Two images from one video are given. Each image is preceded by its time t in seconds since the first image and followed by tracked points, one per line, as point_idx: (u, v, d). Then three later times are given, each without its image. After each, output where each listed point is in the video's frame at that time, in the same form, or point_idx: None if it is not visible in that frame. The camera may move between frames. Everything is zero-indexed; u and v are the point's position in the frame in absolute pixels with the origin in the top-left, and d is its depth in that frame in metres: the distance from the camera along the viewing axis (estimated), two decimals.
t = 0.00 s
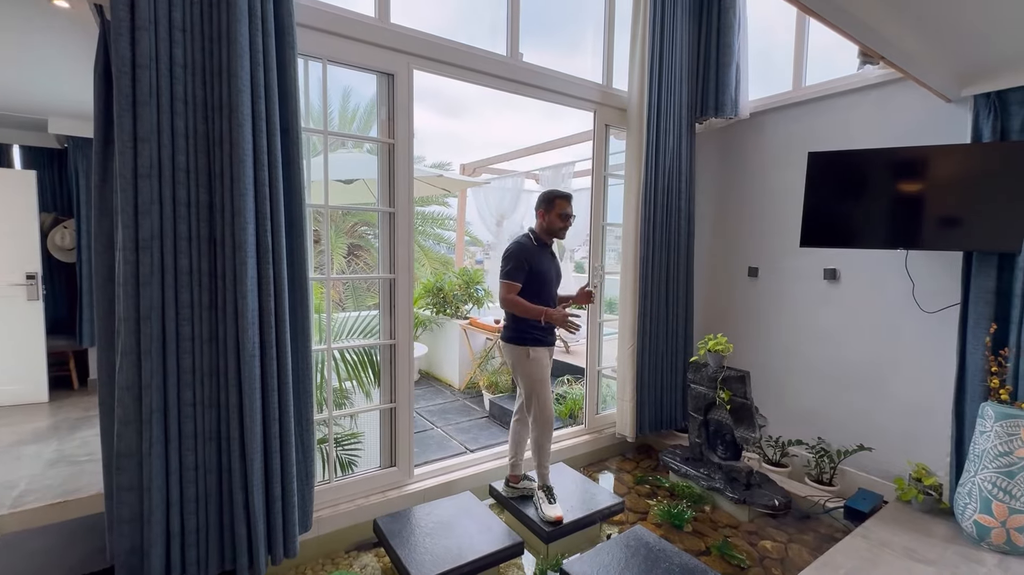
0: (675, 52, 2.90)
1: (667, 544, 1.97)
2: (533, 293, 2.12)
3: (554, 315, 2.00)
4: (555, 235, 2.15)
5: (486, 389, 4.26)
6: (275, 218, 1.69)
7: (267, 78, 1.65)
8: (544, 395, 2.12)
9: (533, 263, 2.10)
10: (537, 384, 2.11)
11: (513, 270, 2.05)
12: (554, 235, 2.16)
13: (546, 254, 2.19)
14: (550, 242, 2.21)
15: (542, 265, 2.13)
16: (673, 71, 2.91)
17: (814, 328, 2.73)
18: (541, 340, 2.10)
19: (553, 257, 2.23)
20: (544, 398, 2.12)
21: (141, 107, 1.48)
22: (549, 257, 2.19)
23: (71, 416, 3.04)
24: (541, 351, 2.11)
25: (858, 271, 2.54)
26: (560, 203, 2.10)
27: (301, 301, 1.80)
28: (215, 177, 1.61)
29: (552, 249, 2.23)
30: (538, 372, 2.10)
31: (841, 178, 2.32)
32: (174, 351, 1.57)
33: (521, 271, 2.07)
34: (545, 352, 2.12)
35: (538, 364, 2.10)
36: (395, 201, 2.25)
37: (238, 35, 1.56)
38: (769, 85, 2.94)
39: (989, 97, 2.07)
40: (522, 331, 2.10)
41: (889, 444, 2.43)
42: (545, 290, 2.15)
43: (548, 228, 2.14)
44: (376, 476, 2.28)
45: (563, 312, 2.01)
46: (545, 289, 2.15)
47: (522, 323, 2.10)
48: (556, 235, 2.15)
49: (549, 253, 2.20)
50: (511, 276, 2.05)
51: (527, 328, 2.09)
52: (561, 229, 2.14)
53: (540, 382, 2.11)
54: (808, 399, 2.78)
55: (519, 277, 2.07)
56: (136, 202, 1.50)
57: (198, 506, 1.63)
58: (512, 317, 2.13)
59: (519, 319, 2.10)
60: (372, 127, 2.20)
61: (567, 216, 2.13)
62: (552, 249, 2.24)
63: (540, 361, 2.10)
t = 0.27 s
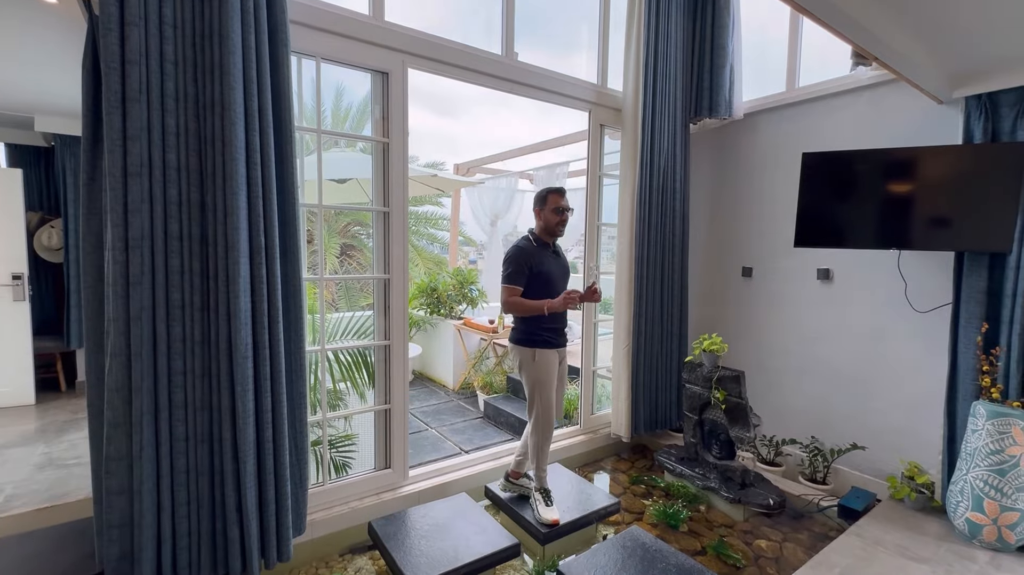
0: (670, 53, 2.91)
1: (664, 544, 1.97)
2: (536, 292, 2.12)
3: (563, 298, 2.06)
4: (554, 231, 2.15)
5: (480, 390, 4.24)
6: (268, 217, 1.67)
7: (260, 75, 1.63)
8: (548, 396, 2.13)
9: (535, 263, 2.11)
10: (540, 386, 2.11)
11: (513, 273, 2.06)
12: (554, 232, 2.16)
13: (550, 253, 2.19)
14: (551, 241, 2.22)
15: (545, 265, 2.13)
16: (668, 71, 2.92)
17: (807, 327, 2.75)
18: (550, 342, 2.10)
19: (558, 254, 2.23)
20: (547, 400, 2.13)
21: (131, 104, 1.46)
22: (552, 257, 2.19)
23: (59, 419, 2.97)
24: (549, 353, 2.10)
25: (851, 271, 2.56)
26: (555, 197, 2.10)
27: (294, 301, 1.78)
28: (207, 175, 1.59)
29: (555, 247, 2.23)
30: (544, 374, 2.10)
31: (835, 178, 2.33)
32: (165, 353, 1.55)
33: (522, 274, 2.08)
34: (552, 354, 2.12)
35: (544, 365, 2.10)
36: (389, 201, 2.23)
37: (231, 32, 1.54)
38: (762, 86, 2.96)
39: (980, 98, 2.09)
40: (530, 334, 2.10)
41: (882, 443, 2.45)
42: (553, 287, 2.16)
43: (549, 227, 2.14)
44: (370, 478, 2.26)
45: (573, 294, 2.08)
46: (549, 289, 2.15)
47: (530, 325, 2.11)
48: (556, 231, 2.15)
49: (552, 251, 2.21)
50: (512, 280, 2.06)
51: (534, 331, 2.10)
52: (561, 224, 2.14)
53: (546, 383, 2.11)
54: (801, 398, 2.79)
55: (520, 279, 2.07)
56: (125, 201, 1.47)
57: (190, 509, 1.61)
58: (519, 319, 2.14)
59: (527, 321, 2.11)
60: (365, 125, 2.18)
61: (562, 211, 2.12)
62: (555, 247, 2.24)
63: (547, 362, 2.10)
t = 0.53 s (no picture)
0: (665, 53, 2.91)
1: (661, 544, 1.97)
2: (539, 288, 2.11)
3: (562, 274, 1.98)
4: (558, 231, 2.16)
5: (475, 390, 4.23)
6: (263, 216, 1.65)
7: (254, 73, 1.61)
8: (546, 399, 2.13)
9: (537, 262, 2.11)
10: (539, 387, 2.11)
11: (514, 269, 2.06)
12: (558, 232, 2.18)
13: (553, 252, 2.20)
14: (557, 241, 2.24)
15: (546, 265, 2.14)
16: (663, 71, 2.92)
17: (802, 327, 2.76)
18: (550, 343, 2.10)
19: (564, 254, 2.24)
20: (544, 402, 2.12)
21: (122, 101, 1.43)
22: (554, 256, 2.20)
23: (47, 423, 2.85)
24: (547, 354, 2.10)
25: (845, 271, 2.57)
26: (558, 197, 2.10)
27: (289, 302, 1.76)
28: (200, 174, 1.56)
29: (560, 246, 2.26)
30: (543, 375, 2.10)
31: (830, 178, 2.34)
32: (156, 354, 1.52)
33: (524, 269, 2.07)
34: (552, 355, 2.11)
35: (543, 366, 2.10)
36: (385, 200, 2.21)
37: (224, 28, 1.52)
38: (757, 86, 2.97)
39: (973, 100, 2.11)
40: (531, 334, 2.10)
41: (876, 442, 2.47)
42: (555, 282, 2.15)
43: (553, 227, 2.15)
44: (366, 480, 2.24)
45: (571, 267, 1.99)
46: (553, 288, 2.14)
47: (531, 324, 2.11)
48: (558, 230, 2.16)
49: (556, 251, 2.22)
50: (513, 275, 2.05)
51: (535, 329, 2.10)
52: (566, 224, 2.15)
53: (544, 384, 2.11)
54: (797, 398, 2.81)
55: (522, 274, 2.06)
56: (117, 200, 1.45)
57: (182, 513, 1.58)
58: (522, 315, 2.13)
59: (529, 320, 2.11)
60: (360, 123, 2.16)
61: (565, 210, 2.11)
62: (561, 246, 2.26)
63: (546, 363, 2.10)
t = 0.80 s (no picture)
0: (660, 53, 2.92)
1: (658, 544, 1.98)
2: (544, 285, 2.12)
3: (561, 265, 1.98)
4: (563, 228, 2.17)
5: (470, 390, 4.22)
6: (256, 216, 1.63)
7: (247, 71, 1.59)
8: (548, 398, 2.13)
9: (541, 261, 2.15)
10: (541, 385, 2.12)
11: (520, 267, 2.10)
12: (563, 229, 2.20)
13: (559, 251, 2.22)
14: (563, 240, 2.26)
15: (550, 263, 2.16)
16: (659, 72, 2.93)
17: (795, 327, 2.78)
18: (554, 341, 2.09)
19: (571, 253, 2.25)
20: (545, 401, 2.13)
21: (113, 99, 1.41)
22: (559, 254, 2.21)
23: (36, 425, 2.70)
24: (551, 353, 2.10)
25: (838, 271, 2.59)
26: (562, 193, 2.10)
27: (283, 303, 1.74)
28: (192, 174, 1.54)
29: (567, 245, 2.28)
30: (545, 374, 2.11)
31: (824, 178, 2.36)
32: (148, 356, 1.50)
33: (530, 267, 2.11)
34: (555, 354, 2.11)
35: (545, 364, 2.10)
36: (380, 200, 2.20)
37: (217, 26, 1.50)
38: (751, 87, 2.99)
39: (964, 101, 2.13)
40: (537, 332, 2.11)
41: (869, 440, 2.49)
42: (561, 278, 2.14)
43: (558, 225, 2.16)
44: (361, 481, 2.23)
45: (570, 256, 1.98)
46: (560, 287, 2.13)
47: (536, 322, 2.12)
48: (562, 226, 2.17)
49: (562, 250, 2.24)
50: (519, 273, 2.08)
51: (540, 327, 2.11)
52: (569, 220, 2.15)
53: (546, 383, 2.12)
54: (790, 398, 2.82)
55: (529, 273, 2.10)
56: (107, 199, 1.43)
57: (175, 517, 1.56)
58: (528, 313, 2.15)
59: (534, 318, 2.13)
60: (355, 122, 2.14)
61: (569, 206, 2.11)
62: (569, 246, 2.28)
63: (548, 361, 2.10)
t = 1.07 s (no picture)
0: (656, 54, 2.93)
1: (654, 544, 1.98)
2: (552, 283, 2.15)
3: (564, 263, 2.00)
4: (571, 228, 2.20)
5: (466, 390, 4.21)
6: (251, 216, 1.61)
7: (241, 70, 1.58)
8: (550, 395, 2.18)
9: (548, 260, 2.18)
10: (544, 382, 2.15)
11: (528, 264, 2.15)
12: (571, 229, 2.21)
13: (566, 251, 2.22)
14: (573, 240, 2.27)
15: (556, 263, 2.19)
16: (654, 72, 2.94)
17: (790, 326, 2.79)
18: (558, 340, 2.13)
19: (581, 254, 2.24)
20: (547, 398, 2.17)
21: (104, 98, 1.39)
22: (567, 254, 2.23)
23: (25, 427, 2.58)
24: (555, 350, 2.14)
25: (833, 271, 2.61)
26: (570, 195, 2.15)
27: (278, 303, 1.73)
28: (186, 173, 1.53)
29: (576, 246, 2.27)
30: (548, 371, 2.14)
31: (819, 179, 2.37)
32: (142, 357, 1.49)
33: (538, 265, 2.16)
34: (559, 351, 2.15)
35: (549, 361, 2.14)
36: (375, 199, 2.19)
37: (211, 24, 1.49)
38: (746, 87, 3.00)
39: (958, 102, 2.14)
40: (543, 330, 2.15)
41: (864, 439, 2.50)
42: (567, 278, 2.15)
43: (565, 225, 2.19)
44: (357, 483, 2.21)
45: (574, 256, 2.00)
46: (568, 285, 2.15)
47: (543, 319, 2.15)
48: (569, 227, 2.19)
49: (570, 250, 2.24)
50: (527, 271, 2.13)
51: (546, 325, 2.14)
52: (576, 221, 2.18)
53: (549, 380, 2.15)
54: (785, 397, 2.84)
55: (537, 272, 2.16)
56: (99, 199, 1.41)
57: (169, 519, 1.55)
58: (535, 311, 2.19)
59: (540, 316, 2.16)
60: (350, 122, 2.13)
61: (576, 207, 2.16)
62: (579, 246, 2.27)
63: (552, 359, 2.14)
